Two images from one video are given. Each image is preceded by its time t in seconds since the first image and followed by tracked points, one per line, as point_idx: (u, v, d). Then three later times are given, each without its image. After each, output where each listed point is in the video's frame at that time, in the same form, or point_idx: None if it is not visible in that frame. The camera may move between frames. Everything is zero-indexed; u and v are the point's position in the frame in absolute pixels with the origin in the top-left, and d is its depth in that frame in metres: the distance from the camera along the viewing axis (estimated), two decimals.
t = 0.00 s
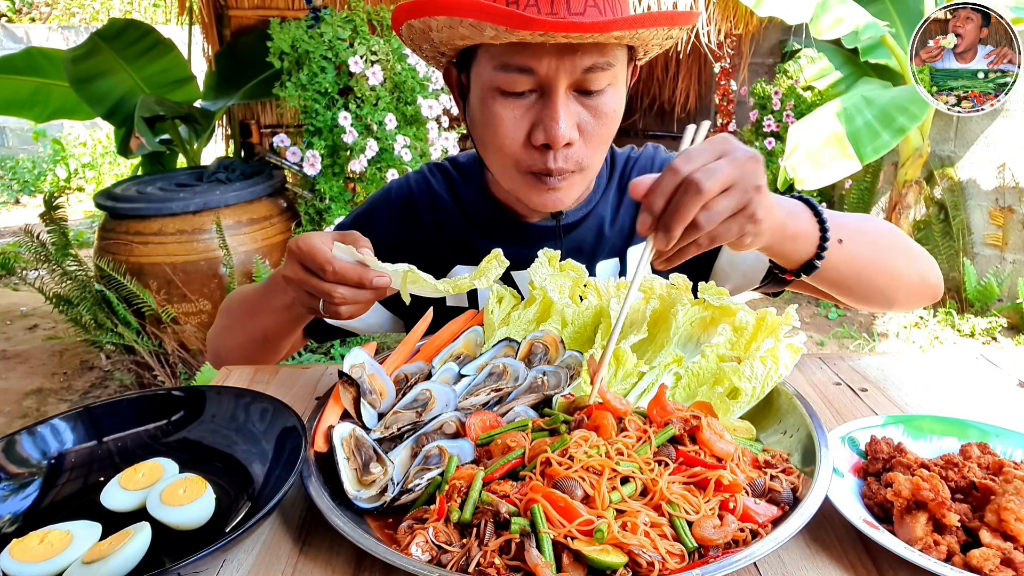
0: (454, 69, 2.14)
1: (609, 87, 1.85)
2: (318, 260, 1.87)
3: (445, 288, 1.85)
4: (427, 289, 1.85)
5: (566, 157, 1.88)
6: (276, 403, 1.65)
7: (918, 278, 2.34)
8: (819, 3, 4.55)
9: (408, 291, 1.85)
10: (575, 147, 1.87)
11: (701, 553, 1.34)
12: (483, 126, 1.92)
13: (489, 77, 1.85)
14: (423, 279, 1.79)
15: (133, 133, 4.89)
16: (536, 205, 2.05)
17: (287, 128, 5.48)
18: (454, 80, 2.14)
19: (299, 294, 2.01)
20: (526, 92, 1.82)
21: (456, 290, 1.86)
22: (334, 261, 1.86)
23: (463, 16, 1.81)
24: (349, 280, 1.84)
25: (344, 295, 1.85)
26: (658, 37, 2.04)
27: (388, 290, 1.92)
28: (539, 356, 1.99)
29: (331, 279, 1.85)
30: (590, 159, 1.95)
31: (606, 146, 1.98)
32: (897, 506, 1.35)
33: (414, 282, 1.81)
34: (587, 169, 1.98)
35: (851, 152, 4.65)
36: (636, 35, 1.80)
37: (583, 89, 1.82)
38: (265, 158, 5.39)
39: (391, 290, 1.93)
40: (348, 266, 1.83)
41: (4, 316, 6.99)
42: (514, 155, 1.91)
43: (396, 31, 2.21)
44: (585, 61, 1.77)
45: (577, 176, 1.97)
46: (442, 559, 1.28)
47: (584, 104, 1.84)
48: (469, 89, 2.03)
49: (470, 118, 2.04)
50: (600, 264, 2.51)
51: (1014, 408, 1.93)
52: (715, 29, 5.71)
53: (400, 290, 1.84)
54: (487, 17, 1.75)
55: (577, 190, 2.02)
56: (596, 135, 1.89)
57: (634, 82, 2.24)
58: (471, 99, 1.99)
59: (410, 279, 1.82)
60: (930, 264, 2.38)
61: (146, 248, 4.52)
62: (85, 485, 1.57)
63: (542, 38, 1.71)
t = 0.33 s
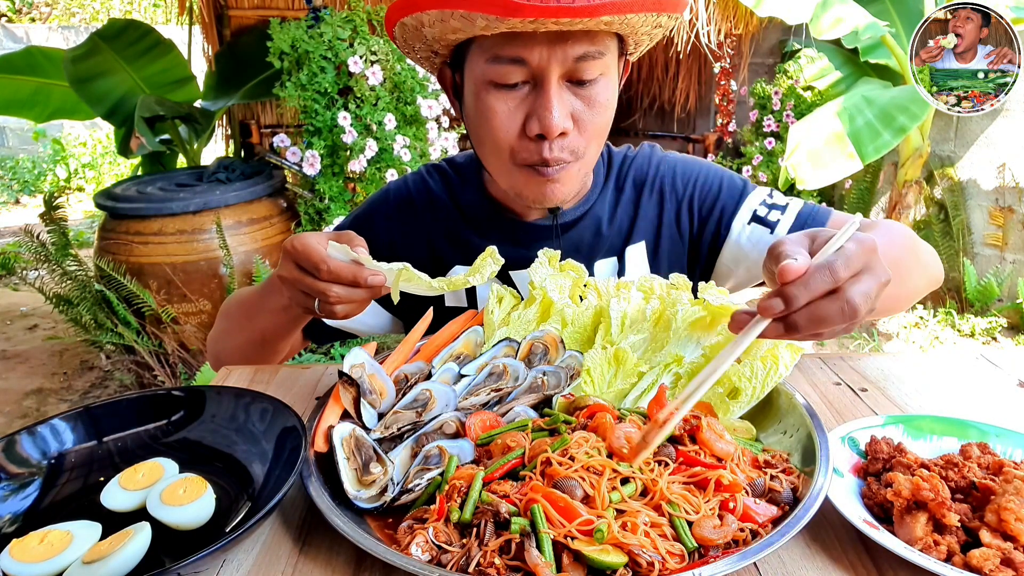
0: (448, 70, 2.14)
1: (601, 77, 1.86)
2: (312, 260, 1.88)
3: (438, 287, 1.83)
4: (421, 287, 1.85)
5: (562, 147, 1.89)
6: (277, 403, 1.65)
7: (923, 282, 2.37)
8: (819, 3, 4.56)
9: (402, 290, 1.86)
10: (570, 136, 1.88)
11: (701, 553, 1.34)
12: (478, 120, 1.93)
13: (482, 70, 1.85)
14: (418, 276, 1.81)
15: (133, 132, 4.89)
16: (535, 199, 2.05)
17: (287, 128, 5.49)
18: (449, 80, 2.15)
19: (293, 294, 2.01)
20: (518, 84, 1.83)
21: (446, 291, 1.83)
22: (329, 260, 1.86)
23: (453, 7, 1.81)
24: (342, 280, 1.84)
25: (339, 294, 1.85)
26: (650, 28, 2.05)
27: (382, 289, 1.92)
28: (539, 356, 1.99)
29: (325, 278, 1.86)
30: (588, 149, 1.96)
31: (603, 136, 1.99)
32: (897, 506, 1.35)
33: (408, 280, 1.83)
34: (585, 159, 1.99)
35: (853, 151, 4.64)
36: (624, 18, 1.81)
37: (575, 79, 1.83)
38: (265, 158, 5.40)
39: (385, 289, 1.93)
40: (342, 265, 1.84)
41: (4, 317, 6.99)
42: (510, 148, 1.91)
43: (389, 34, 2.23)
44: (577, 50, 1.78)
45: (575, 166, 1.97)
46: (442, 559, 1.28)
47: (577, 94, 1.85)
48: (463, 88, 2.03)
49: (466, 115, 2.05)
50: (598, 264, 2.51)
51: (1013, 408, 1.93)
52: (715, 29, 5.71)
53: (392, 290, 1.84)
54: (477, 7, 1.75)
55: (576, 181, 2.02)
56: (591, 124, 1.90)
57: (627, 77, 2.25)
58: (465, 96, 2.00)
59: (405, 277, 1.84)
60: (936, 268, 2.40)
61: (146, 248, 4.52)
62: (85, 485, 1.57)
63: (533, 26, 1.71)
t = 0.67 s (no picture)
0: (450, 69, 2.15)
1: (606, 72, 1.87)
2: (314, 259, 1.88)
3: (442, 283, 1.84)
4: (425, 284, 1.85)
5: (568, 142, 1.89)
6: (277, 403, 1.65)
7: (928, 275, 2.40)
8: (819, 3, 4.56)
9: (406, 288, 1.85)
10: (575, 132, 1.88)
11: (701, 553, 1.34)
12: (482, 116, 1.93)
13: (487, 65, 1.86)
14: (421, 273, 1.80)
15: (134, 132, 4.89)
16: (536, 196, 2.04)
17: (287, 128, 5.49)
18: (452, 79, 2.15)
19: (297, 293, 2.01)
20: (524, 79, 1.83)
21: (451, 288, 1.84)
22: (332, 258, 1.85)
23: None
24: (345, 278, 1.84)
25: (343, 292, 1.85)
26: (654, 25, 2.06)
27: (387, 287, 1.92)
28: (539, 356, 1.99)
29: (328, 276, 1.86)
30: (592, 145, 1.96)
31: (607, 133, 1.99)
32: (896, 506, 1.35)
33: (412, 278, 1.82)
34: (588, 156, 1.99)
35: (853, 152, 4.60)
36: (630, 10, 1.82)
37: (581, 75, 1.84)
38: (265, 158, 5.40)
39: (388, 287, 1.94)
40: (344, 263, 1.84)
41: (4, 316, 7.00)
42: (513, 143, 1.91)
43: (390, 33, 2.23)
44: (582, 44, 1.79)
45: (579, 163, 1.97)
46: (441, 559, 1.28)
47: (583, 90, 1.86)
48: (466, 86, 2.04)
49: (468, 112, 2.05)
50: (599, 264, 2.50)
51: (1014, 408, 1.93)
52: (715, 29, 5.71)
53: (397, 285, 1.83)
54: None
55: (578, 178, 2.02)
56: (596, 121, 1.90)
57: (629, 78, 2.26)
58: (469, 93, 2.00)
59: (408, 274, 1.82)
60: (940, 261, 2.43)
61: (146, 248, 4.52)
62: (85, 484, 1.57)
63: (539, 18, 1.72)
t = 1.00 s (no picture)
0: (454, 63, 2.15)
1: (607, 65, 1.88)
2: (311, 256, 1.88)
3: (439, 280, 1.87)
4: (421, 281, 1.87)
5: (569, 133, 1.88)
6: (277, 403, 1.65)
7: (930, 282, 2.39)
8: (818, 2, 4.56)
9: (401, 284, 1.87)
10: (576, 123, 1.87)
11: (701, 553, 1.34)
12: (484, 107, 1.93)
13: (489, 54, 1.87)
14: (417, 271, 1.82)
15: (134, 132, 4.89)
16: (536, 189, 2.02)
17: (287, 128, 5.50)
18: (454, 74, 2.16)
19: (296, 289, 2.01)
20: (526, 69, 1.84)
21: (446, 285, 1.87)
22: (330, 255, 1.85)
23: None
24: (342, 274, 1.84)
25: (341, 289, 1.86)
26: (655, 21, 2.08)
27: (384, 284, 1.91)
28: (539, 356, 1.99)
29: (325, 273, 1.86)
30: (592, 139, 1.95)
31: (607, 128, 1.99)
32: (897, 506, 1.35)
33: (408, 274, 1.84)
34: (590, 149, 1.97)
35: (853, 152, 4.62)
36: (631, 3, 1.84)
37: (582, 66, 1.85)
38: (265, 158, 5.41)
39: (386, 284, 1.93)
40: (342, 259, 1.83)
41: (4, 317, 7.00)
42: (514, 133, 1.90)
43: (396, 29, 2.26)
44: (584, 33, 1.81)
45: (580, 155, 1.96)
46: (442, 559, 1.28)
47: (584, 82, 1.86)
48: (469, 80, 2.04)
49: (470, 106, 2.05)
50: (599, 265, 2.50)
51: (1014, 408, 1.93)
52: (715, 29, 5.71)
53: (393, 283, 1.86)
54: None
55: (579, 173, 2.01)
56: (597, 112, 1.90)
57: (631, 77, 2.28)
58: (471, 86, 2.01)
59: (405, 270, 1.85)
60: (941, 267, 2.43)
61: (146, 248, 4.52)
62: (85, 484, 1.57)
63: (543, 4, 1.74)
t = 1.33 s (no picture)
0: (447, 64, 2.15)
1: (598, 62, 1.88)
2: (317, 264, 1.87)
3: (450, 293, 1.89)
4: (431, 293, 1.89)
5: (561, 130, 1.88)
6: (276, 403, 1.65)
7: (929, 273, 2.41)
8: (818, 2, 4.57)
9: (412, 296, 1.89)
10: (568, 120, 1.87)
11: (701, 553, 1.34)
12: (476, 104, 1.93)
13: (480, 53, 1.87)
14: (428, 283, 1.84)
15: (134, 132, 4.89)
16: (529, 186, 2.02)
17: (287, 128, 5.50)
18: (448, 74, 2.16)
19: (299, 296, 2.01)
20: (516, 67, 1.84)
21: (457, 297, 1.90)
22: (337, 265, 1.84)
23: None
24: (349, 286, 1.84)
25: (347, 300, 1.86)
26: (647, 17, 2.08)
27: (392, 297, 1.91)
28: (539, 356, 1.99)
29: (331, 283, 1.86)
30: (586, 134, 1.94)
31: (600, 124, 1.98)
32: (897, 506, 1.35)
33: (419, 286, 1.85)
34: (584, 145, 1.97)
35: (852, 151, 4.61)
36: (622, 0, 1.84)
37: (574, 63, 1.85)
38: (265, 158, 5.41)
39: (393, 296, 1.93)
40: (349, 271, 1.83)
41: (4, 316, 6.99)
42: (506, 130, 1.90)
43: (391, 29, 2.27)
44: (574, 31, 1.81)
45: (573, 152, 1.96)
46: (442, 559, 1.28)
47: (576, 80, 1.86)
48: (461, 79, 2.04)
49: (464, 105, 2.05)
50: (596, 263, 2.50)
51: (1014, 408, 1.92)
52: (715, 29, 5.71)
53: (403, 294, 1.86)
54: None
55: (575, 167, 2.01)
56: (589, 109, 1.90)
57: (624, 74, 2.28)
58: (463, 85, 2.01)
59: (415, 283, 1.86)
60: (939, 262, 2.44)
61: (146, 248, 4.52)
62: (85, 484, 1.57)
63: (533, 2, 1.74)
